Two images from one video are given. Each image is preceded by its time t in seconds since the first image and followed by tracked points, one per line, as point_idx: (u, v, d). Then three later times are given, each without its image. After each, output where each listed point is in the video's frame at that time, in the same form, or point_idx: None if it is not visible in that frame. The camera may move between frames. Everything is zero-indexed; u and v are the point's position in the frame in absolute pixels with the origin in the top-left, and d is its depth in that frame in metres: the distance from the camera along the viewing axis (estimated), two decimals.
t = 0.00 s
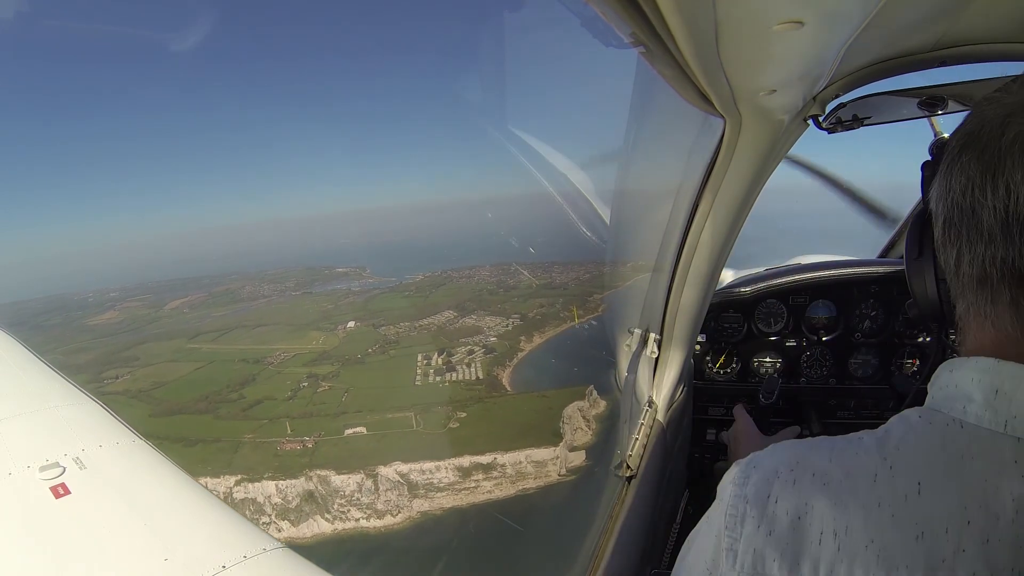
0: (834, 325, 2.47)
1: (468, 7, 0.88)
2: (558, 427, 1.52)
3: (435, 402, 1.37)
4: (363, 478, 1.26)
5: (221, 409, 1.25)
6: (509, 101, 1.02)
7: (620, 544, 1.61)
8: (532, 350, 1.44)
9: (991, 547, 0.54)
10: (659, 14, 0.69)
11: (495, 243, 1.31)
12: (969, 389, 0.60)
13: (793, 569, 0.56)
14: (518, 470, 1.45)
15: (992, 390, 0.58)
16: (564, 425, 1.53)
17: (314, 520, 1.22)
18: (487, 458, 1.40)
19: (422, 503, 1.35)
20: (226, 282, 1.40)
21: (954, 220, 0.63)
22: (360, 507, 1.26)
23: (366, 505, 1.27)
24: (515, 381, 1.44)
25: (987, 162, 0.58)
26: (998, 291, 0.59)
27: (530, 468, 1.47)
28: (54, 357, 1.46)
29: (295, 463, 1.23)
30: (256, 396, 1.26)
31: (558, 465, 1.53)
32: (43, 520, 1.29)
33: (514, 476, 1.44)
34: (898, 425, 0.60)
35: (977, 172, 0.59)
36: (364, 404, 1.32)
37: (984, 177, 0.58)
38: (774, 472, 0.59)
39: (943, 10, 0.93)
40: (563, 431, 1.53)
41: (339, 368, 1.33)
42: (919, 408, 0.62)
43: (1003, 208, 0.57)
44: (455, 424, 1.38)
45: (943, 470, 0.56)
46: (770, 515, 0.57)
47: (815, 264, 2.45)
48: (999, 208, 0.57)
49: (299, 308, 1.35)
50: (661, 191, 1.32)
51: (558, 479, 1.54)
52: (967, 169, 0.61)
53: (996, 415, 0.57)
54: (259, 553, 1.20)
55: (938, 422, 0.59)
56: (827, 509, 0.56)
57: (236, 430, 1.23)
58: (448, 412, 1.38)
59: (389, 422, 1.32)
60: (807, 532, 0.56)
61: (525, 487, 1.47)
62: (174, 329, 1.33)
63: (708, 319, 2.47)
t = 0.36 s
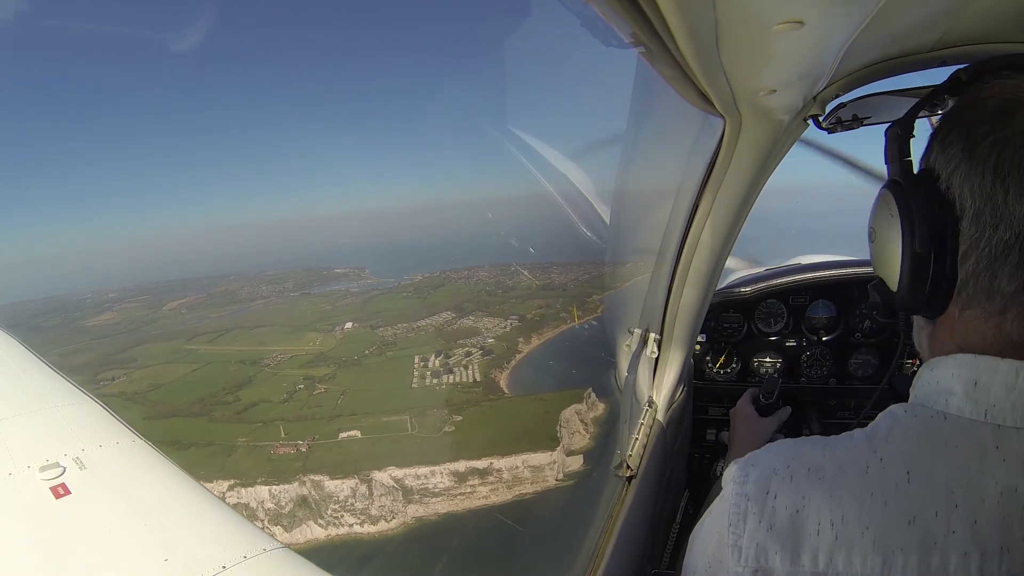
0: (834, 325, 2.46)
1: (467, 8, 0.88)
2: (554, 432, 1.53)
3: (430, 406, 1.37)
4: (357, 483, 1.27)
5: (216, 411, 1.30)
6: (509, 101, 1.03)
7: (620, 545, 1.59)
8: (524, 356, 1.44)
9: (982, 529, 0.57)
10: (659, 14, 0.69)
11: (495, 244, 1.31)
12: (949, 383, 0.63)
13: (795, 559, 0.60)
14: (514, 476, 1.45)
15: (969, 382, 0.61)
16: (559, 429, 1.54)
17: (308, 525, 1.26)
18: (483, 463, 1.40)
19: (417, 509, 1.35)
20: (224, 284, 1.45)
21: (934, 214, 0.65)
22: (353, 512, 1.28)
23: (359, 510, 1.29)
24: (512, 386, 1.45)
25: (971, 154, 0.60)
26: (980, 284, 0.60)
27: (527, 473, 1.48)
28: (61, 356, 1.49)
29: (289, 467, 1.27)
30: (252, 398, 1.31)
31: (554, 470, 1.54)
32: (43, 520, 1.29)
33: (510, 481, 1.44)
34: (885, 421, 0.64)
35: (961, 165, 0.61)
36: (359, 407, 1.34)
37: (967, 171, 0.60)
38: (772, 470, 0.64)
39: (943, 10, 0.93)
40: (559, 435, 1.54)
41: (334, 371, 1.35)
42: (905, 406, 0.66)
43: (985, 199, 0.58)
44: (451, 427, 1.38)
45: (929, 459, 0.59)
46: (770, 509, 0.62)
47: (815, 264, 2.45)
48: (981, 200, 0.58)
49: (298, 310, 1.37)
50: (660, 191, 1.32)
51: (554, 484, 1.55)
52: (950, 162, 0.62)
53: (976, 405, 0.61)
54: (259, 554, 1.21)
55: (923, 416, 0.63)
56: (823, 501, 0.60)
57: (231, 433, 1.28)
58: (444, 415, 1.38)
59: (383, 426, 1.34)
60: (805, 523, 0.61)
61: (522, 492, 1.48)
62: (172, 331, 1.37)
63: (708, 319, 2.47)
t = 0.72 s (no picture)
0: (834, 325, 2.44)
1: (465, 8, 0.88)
2: (552, 436, 1.52)
3: (425, 409, 1.37)
4: (349, 488, 1.25)
5: (209, 415, 1.27)
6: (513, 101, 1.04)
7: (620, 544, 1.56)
8: (522, 357, 1.43)
9: (965, 496, 0.62)
10: (659, 14, 0.69)
11: (496, 244, 1.32)
12: (927, 369, 0.69)
13: (796, 536, 0.64)
14: (510, 481, 1.45)
15: (944, 366, 0.67)
16: (559, 433, 1.53)
17: (300, 531, 1.25)
18: (477, 468, 1.41)
19: (411, 515, 1.35)
20: (222, 285, 1.45)
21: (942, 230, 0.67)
22: (346, 518, 1.26)
23: (353, 516, 1.27)
24: (509, 388, 1.45)
25: (999, 180, 0.62)
26: (992, 297, 0.65)
27: (522, 479, 1.47)
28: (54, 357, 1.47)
29: (281, 472, 1.23)
30: (247, 400, 1.29)
31: (551, 475, 1.52)
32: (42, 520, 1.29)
33: (505, 487, 1.44)
34: (869, 406, 0.69)
35: (988, 190, 0.63)
36: (354, 410, 1.32)
37: (994, 196, 0.62)
38: (768, 456, 0.67)
39: (944, 10, 0.93)
40: (558, 439, 1.53)
41: (330, 372, 1.33)
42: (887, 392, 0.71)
43: (1013, 225, 0.61)
44: (446, 432, 1.39)
45: (912, 435, 0.64)
46: (770, 492, 0.65)
47: (815, 264, 2.45)
48: (1009, 225, 0.61)
49: (295, 310, 1.36)
50: (661, 191, 1.32)
51: (551, 489, 1.53)
52: (974, 184, 0.64)
53: (953, 386, 0.66)
54: (259, 554, 1.21)
55: (904, 398, 0.68)
56: (819, 480, 0.64)
57: (223, 438, 1.25)
58: (440, 420, 1.39)
59: (379, 431, 1.32)
60: (803, 502, 0.64)
61: (518, 497, 1.47)
62: (169, 332, 1.37)
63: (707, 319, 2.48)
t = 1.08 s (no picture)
0: (834, 324, 2.45)
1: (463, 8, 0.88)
2: (548, 440, 1.50)
3: (420, 411, 1.39)
4: (342, 492, 1.30)
5: (204, 415, 1.36)
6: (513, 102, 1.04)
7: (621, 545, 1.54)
8: (520, 357, 1.43)
9: (988, 497, 0.63)
10: (659, 13, 0.68)
11: (496, 243, 1.32)
12: (941, 368, 0.68)
13: (818, 542, 0.63)
14: (505, 485, 1.44)
15: (960, 366, 0.66)
16: (554, 435, 1.51)
17: (289, 535, 1.29)
18: (471, 472, 1.41)
19: (404, 519, 1.35)
20: (220, 283, 1.50)
21: (928, 234, 0.67)
22: (338, 523, 1.30)
23: (344, 521, 1.31)
24: (506, 389, 1.45)
25: (984, 183, 0.62)
26: (983, 299, 0.64)
27: (517, 483, 1.46)
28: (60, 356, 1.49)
29: (273, 475, 1.30)
30: (241, 400, 1.38)
31: (546, 480, 1.50)
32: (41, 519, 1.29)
33: (500, 491, 1.43)
34: (883, 407, 0.68)
35: (973, 194, 0.63)
36: (346, 411, 1.37)
37: (980, 199, 0.62)
38: (786, 460, 0.66)
39: (945, 10, 0.93)
40: (553, 441, 1.51)
41: (326, 372, 1.40)
42: (899, 393, 0.70)
43: (999, 229, 0.61)
44: (440, 434, 1.39)
45: (933, 436, 0.64)
46: (790, 498, 0.64)
47: (815, 264, 2.45)
48: (994, 229, 0.61)
49: (290, 309, 1.41)
50: (660, 191, 1.32)
51: (546, 494, 1.52)
52: (959, 187, 0.64)
53: (969, 386, 0.65)
54: (259, 553, 1.22)
55: (920, 398, 0.67)
56: (841, 484, 0.63)
57: (216, 439, 1.33)
58: (435, 422, 1.39)
59: (372, 433, 1.36)
60: (825, 508, 0.63)
61: (513, 502, 1.45)
62: (165, 331, 1.43)
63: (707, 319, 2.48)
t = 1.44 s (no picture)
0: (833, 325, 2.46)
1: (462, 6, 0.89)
2: (543, 442, 1.51)
3: (414, 412, 1.36)
4: (334, 495, 1.28)
5: (196, 415, 1.34)
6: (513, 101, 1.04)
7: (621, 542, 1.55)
8: (518, 357, 1.43)
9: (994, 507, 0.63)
10: (660, 13, 0.69)
11: (496, 243, 1.30)
12: (947, 375, 0.68)
13: (822, 550, 0.63)
14: (499, 488, 1.43)
15: (967, 373, 0.66)
16: (552, 436, 1.53)
17: (280, 538, 1.28)
18: (466, 476, 1.39)
19: (396, 523, 1.33)
20: (217, 281, 1.46)
21: (921, 238, 0.68)
22: (330, 526, 1.29)
23: (336, 523, 1.29)
24: (503, 390, 1.44)
25: (975, 188, 0.62)
26: (979, 304, 0.64)
27: (513, 486, 1.45)
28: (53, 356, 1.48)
29: (265, 477, 1.29)
30: (234, 401, 1.35)
31: (542, 482, 1.51)
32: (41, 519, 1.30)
33: (495, 494, 1.43)
34: (890, 414, 0.68)
35: (964, 199, 0.63)
36: (341, 413, 1.35)
37: (970, 204, 0.62)
38: (791, 467, 0.66)
39: (945, 10, 0.93)
40: (548, 443, 1.52)
41: (321, 373, 1.37)
42: (905, 399, 0.70)
43: (990, 233, 0.61)
44: (434, 436, 1.37)
45: (940, 445, 0.64)
46: (795, 506, 0.64)
47: (814, 264, 2.46)
48: (985, 234, 0.61)
49: (287, 308, 1.38)
50: (660, 191, 1.32)
51: (542, 497, 1.52)
52: (952, 192, 0.65)
53: (976, 394, 0.65)
54: (260, 553, 1.23)
55: (927, 405, 0.67)
56: (846, 492, 0.63)
57: (207, 440, 1.33)
58: (428, 423, 1.37)
59: (364, 434, 1.33)
60: (830, 516, 0.63)
61: (507, 506, 1.45)
62: (159, 331, 1.40)
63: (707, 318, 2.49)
